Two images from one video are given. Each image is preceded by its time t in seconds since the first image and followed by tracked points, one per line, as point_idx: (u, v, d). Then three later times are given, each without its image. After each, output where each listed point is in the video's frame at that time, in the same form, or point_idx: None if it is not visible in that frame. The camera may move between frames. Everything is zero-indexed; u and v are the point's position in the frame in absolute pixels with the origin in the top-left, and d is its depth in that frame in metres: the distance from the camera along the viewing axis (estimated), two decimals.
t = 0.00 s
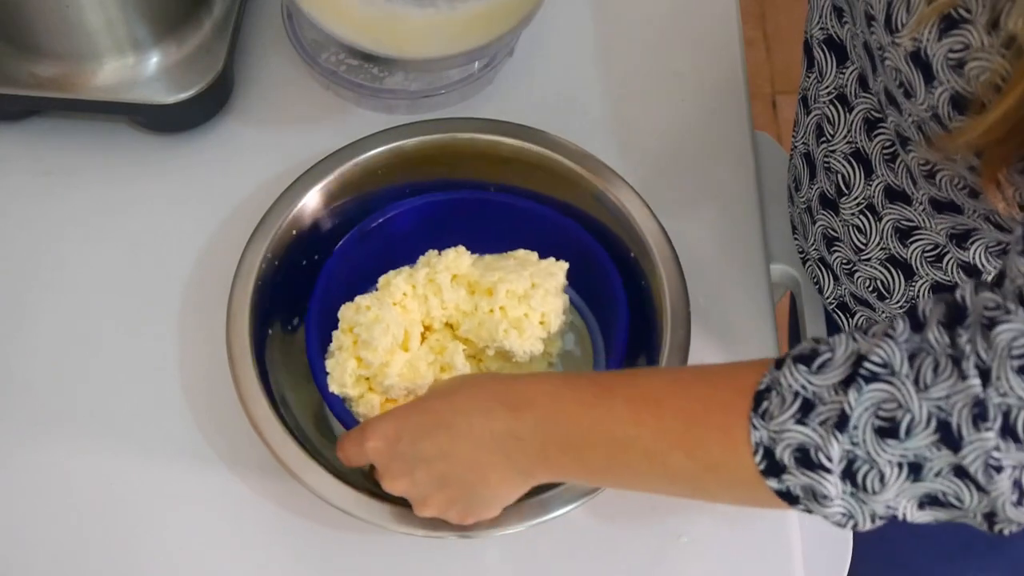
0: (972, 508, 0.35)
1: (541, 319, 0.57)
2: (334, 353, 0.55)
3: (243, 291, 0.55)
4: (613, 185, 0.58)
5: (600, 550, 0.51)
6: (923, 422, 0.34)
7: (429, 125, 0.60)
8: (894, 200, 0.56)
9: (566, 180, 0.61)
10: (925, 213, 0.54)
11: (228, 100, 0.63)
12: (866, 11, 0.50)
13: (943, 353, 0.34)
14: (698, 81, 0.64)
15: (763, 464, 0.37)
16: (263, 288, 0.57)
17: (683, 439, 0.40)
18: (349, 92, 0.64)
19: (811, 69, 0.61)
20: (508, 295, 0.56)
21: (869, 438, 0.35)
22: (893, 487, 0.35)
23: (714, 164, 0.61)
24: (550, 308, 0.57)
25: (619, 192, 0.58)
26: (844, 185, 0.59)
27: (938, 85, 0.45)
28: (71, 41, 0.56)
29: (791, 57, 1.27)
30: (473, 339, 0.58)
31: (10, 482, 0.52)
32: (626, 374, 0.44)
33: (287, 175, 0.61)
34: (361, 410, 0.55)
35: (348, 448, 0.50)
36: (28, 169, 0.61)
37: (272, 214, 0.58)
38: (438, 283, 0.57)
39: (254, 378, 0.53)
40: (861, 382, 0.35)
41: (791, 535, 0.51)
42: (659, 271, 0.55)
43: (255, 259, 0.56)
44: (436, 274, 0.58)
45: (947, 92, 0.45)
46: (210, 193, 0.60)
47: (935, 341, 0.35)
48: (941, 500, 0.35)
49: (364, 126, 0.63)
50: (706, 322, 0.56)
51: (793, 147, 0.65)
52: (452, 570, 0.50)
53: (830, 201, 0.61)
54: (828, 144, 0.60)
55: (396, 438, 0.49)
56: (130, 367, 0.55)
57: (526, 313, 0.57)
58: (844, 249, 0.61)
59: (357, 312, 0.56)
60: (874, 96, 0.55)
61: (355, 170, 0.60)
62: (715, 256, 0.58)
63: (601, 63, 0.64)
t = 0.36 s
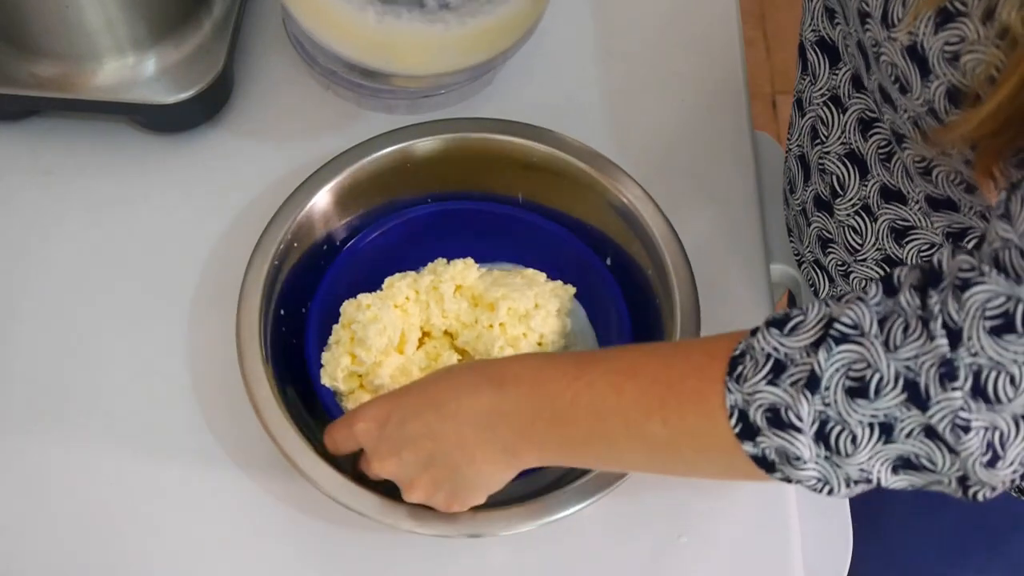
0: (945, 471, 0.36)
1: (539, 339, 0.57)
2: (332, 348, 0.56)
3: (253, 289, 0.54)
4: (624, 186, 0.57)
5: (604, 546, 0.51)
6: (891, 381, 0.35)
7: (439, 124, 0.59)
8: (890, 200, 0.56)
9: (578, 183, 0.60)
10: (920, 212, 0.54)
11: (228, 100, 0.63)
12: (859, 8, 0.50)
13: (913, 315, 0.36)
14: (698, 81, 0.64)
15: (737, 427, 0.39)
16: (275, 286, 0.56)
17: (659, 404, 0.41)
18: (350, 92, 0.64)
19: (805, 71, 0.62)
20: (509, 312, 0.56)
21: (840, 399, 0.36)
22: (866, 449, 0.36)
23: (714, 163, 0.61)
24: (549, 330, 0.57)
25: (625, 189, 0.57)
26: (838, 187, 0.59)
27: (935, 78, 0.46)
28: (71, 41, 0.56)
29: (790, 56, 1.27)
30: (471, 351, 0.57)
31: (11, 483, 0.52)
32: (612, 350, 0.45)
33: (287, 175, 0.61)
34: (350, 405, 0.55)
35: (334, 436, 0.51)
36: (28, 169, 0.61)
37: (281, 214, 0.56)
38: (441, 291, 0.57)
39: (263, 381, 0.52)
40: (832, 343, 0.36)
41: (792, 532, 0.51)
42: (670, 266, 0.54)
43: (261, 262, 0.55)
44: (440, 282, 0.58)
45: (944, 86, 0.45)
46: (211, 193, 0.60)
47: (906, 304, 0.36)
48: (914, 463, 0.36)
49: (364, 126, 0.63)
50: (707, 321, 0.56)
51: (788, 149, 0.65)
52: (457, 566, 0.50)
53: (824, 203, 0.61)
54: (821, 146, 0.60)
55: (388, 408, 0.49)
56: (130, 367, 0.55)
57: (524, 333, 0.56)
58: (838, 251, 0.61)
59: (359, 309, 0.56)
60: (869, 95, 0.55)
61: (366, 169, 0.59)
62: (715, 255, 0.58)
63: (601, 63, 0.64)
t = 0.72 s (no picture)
0: (950, 461, 0.37)
1: (538, 343, 0.57)
2: (331, 344, 0.56)
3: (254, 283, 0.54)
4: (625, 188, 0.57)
5: (604, 546, 0.51)
6: (895, 365, 0.37)
7: (439, 124, 0.59)
8: (892, 195, 0.56)
9: (579, 183, 0.59)
10: (923, 208, 0.54)
11: (228, 100, 0.63)
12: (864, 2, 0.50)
13: (919, 302, 0.37)
14: (698, 80, 0.64)
15: (746, 409, 0.41)
16: (274, 285, 0.56)
17: (673, 388, 0.44)
18: (349, 92, 0.64)
19: (806, 67, 0.62)
20: (508, 315, 0.56)
21: (845, 381, 0.38)
22: (869, 435, 0.38)
23: (714, 163, 0.61)
24: (548, 334, 0.57)
25: (625, 189, 0.57)
26: (841, 182, 0.59)
27: (941, 72, 0.46)
28: (71, 41, 0.56)
29: (790, 57, 1.27)
30: (470, 352, 0.57)
31: (11, 482, 0.52)
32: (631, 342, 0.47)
33: (287, 175, 0.61)
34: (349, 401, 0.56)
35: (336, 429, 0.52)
36: (28, 169, 0.61)
37: (281, 214, 0.56)
38: (442, 291, 0.58)
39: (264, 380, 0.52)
40: (838, 326, 0.38)
41: (792, 534, 0.51)
42: (669, 266, 0.54)
43: (261, 258, 0.54)
44: (440, 282, 0.58)
45: (950, 79, 0.46)
46: (211, 193, 0.60)
47: (913, 292, 0.38)
48: (919, 453, 0.38)
49: (364, 126, 0.63)
50: (707, 320, 0.56)
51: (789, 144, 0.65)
52: (456, 566, 0.50)
53: (826, 198, 0.61)
54: (824, 142, 0.60)
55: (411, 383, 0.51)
56: (130, 367, 0.55)
57: (523, 336, 0.56)
58: (842, 246, 0.60)
59: (358, 306, 0.56)
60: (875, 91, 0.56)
61: (366, 169, 0.58)
62: (715, 255, 0.58)
63: (601, 63, 0.64)
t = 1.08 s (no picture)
0: (973, 485, 0.36)
1: (539, 342, 0.57)
2: (332, 350, 0.56)
3: (253, 280, 0.54)
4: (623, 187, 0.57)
5: (603, 548, 0.51)
6: (922, 395, 0.36)
7: (438, 124, 0.59)
8: (884, 193, 0.56)
9: (578, 183, 0.59)
10: (915, 207, 0.55)
11: (228, 100, 0.63)
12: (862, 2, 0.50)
13: (943, 331, 0.36)
14: (698, 80, 0.64)
15: (769, 431, 0.39)
16: (275, 285, 0.56)
17: (680, 398, 0.43)
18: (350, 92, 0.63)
19: (805, 61, 0.61)
20: (508, 314, 0.56)
21: (870, 409, 0.36)
22: (894, 462, 0.37)
23: (714, 162, 0.61)
24: (548, 332, 0.57)
25: (625, 189, 0.56)
26: (835, 178, 0.59)
27: (937, 73, 0.46)
28: (71, 41, 0.56)
29: (790, 57, 1.27)
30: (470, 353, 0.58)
31: (12, 483, 0.52)
32: (644, 354, 0.46)
33: (287, 175, 0.61)
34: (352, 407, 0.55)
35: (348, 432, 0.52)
36: (28, 169, 0.61)
37: (281, 213, 0.56)
38: (440, 292, 0.58)
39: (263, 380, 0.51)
40: (863, 354, 0.37)
41: (791, 534, 0.51)
42: (669, 269, 0.54)
43: (262, 256, 0.54)
44: (439, 283, 0.58)
45: (946, 81, 0.46)
46: (211, 193, 0.60)
47: (936, 319, 0.36)
48: (942, 478, 0.37)
49: (364, 126, 0.63)
50: (706, 319, 0.56)
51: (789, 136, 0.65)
52: (456, 566, 0.50)
53: (821, 194, 0.61)
54: (818, 138, 0.60)
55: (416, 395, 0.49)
56: (131, 367, 0.55)
57: (524, 335, 0.56)
58: (836, 242, 0.61)
59: (359, 311, 0.56)
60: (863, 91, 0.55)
61: (365, 169, 0.58)
62: (715, 254, 0.58)
63: (602, 63, 0.64)
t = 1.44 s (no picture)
0: None
1: (539, 342, 0.57)
2: (334, 362, 0.57)
3: (253, 280, 0.54)
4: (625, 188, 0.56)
5: (604, 549, 0.51)
6: (989, 457, 0.37)
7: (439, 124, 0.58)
8: (890, 206, 0.56)
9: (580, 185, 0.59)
10: (922, 220, 0.55)
11: (228, 100, 0.63)
12: (865, 29, 0.49)
13: (1007, 391, 0.37)
14: (699, 80, 0.64)
15: (829, 482, 0.41)
16: (275, 286, 0.55)
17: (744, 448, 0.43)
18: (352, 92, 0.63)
19: (802, 75, 0.60)
20: (507, 317, 0.57)
21: (935, 470, 0.38)
22: (956, 513, 0.39)
23: (714, 163, 0.61)
24: (548, 332, 0.57)
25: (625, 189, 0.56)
26: (839, 192, 0.59)
27: (953, 105, 0.45)
28: (71, 41, 0.56)
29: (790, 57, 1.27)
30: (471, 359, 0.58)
31: (13, 483, 0.52)
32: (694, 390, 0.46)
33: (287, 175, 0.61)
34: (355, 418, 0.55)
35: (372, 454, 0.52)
36: (28, 169, 0.61)
37: (281, 214, 0.56)
38: (439, 298, 0.58)
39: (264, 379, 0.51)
40: (930, 417, 0.38)
41: (792, 534, 0.51)
42: (669, 269, 0.54)
43: (262, 256, 0.54)
44: (437, 289, 0.58)
45: (962, 113, 0.45)
46: (211, 193, 0.60)
47: (998, 377, 0.37)
48: (1001, 520, 0.39)
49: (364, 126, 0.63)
50: (706, 319, 0.56)
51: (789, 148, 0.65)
52: (456, 566, 0.50)
53: (823, 205, 0.61)
54: (820, 152, 0.60)
55: (451, 436, 0.48)
56: (131, 368, 0.55)
57: (524, 336, 0.57)
58: (840, 254, 0.61)
59: (355, 320, 0.57)
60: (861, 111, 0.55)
61: (365, 171, 0.58)
62: (714, 254, 0.58)
63: (603, 61, 0.64)
